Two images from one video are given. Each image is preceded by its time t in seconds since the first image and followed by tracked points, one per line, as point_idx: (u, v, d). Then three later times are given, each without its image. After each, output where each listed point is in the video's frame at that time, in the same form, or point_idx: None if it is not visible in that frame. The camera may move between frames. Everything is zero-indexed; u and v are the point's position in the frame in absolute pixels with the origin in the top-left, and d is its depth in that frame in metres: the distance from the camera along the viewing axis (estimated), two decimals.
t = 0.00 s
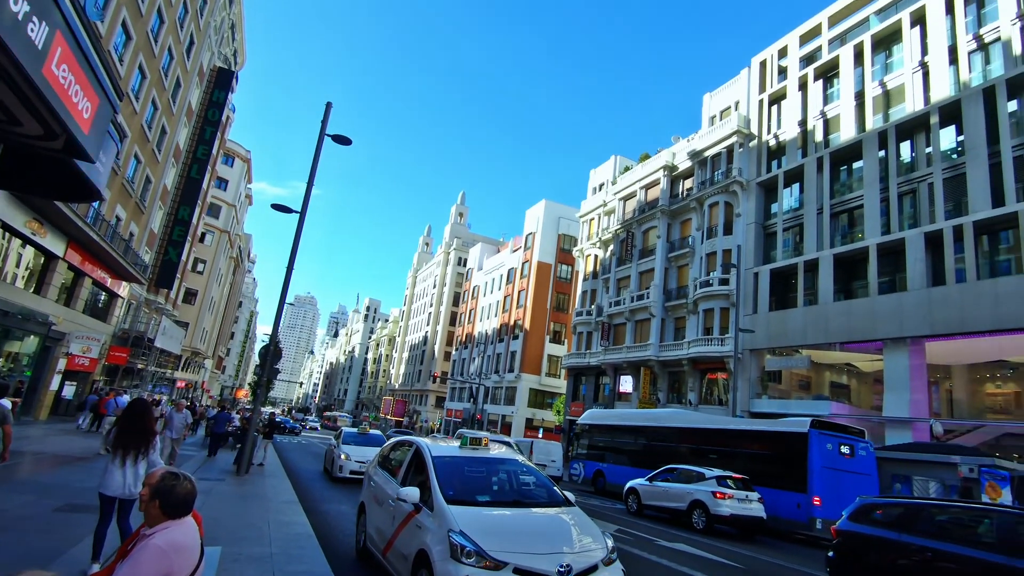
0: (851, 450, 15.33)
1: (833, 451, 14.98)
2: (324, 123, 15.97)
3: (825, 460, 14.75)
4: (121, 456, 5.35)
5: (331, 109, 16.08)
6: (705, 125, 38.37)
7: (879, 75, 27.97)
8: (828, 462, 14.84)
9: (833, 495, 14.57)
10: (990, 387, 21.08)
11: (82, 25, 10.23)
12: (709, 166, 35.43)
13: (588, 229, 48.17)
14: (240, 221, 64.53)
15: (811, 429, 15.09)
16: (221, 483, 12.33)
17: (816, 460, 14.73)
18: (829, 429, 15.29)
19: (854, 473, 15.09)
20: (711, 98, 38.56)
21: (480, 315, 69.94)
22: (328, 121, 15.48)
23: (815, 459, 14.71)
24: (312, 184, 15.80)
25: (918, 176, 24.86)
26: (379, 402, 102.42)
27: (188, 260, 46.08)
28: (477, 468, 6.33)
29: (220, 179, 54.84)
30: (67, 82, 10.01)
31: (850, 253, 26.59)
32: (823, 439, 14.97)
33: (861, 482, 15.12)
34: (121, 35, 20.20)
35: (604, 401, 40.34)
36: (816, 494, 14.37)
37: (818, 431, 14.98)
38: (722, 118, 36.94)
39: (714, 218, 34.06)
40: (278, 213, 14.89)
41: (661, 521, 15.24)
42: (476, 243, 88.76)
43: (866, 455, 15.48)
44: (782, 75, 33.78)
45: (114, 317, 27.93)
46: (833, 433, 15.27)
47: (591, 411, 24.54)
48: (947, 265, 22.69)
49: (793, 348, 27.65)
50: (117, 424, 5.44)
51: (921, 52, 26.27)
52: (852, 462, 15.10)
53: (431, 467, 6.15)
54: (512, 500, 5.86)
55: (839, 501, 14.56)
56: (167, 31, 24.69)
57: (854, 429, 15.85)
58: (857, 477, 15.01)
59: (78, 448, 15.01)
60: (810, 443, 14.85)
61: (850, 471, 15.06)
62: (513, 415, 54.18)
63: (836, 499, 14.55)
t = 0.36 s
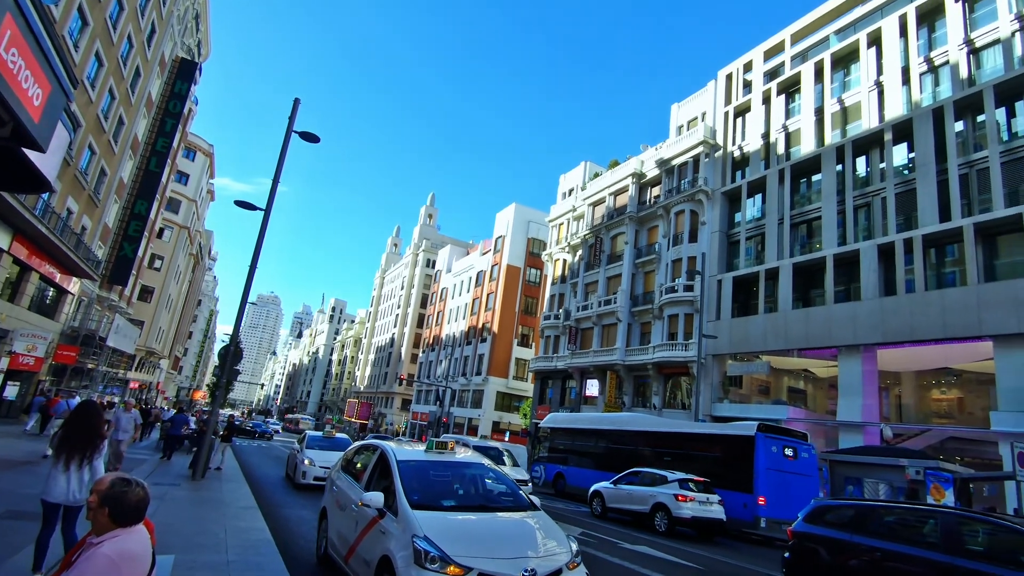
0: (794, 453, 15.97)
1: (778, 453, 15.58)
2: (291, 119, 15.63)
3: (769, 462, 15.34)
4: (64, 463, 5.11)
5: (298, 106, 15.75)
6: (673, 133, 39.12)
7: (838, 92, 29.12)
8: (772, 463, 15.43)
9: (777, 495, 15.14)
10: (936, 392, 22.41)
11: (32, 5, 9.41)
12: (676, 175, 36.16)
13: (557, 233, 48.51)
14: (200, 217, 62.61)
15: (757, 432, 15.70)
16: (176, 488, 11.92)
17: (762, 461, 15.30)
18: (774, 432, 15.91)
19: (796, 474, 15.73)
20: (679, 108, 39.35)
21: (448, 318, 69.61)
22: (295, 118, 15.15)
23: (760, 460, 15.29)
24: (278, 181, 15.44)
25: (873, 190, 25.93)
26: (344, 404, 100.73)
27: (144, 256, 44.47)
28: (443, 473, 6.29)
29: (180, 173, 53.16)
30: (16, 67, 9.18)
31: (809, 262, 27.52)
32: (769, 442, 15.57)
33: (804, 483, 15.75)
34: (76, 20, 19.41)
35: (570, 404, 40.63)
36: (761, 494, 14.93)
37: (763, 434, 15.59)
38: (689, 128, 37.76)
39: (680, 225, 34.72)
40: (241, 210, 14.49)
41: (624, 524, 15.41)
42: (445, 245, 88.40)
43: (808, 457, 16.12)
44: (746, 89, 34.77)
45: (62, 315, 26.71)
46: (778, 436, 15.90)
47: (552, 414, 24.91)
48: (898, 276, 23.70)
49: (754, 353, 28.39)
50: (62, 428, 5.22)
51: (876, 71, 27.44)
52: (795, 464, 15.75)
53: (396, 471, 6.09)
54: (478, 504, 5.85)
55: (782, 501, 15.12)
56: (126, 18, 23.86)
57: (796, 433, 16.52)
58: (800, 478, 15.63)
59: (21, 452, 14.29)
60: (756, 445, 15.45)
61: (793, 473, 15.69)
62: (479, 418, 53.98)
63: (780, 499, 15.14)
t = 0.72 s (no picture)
0: (744, 462, 16.46)
1: (728, 463, 16.01)
2: (260, 120, 15.35)
3: (720, 471, 15.74)
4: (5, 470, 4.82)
5: (268, 108, 15.50)
6: (644, 148, 39.82)
7: (800, 114, 30.20)
8: (724, 473, 15.83)
9: (727, 503, 15.49)
10: (889, 405, 23.33)
11: None
12: (646, 188, 36.83)
13: (529, 243, 48.73)
14: (162, 217, 60.73)
15: (709, 442, 16.12)
16: (127, 498, 11.45)
17: (713, 470, 15.69)
18: (726, 442, 16.35)
19: (744, 482, 16.15)
20: (649, 123, 40.12)
21: (417, 325, 69.02)
22: (264, 119, 14.89)
23: (711, 470, 15.66)
24: (245, 182, 15.11)
25: (832, 209, 26.87)
26: (308, 412, 98.60)
27: (100, 256, 42.85)
28: (408, 483, 6.22)
29: (141, 171, 51.52)
30: None
31: (771, 277, 28.30)
32: (720, 451, 16.01)
33: (751, 492, 16.15)
34: (34, 9, 18.72)
35: (538, 413, 40.70)
36: (712, 502, 15.25)
37: (714, 444, 16.03)
38: (659, 143, 38.55)
39: (649, 238, 35.30)
40: (206, 212, 14.12)
41: (590, 534, 15.44)
42: (416, 252, 87.85)
43: (757, 467, 16.62)
44: (714, 107, 35.72)
45: (8, 316, 25.47)
46: (729, 446, 16.34)
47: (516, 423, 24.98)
48: (855, 292, 24.55)
49: (718, 365, 28.96)
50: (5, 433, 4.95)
51: (836, 95, 28.55)
52: (745, 473, 16.21)
53: (359, 481, 6.00)
54: (443, 515, 5.79)
55: (732, 509, 15.46)
56: (89, 11, 23.16)
57: (746, 442, 17.01)
58: (750, 487, 16.07)
59: None
60: (708, 454, 15.86)
61: (742, 481, 16.11)
62: (447, 427, 53.48)
63: (730, 508, 15.48)
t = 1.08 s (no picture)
0: (699, 466, 16.85)
1: (684, 467, 16.40)
2: (223, 125, 15.01)
3: (676, 475, 16.11)
4: None
5: (232, 112, 15.18)
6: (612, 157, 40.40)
7: (761, 127, 31.14)
8: (679, 477, 16.19)
9: (682, 506, 15.85)
10: (847, 409, 23.30)
11: None
12: (614, 197, 37.37)
13: (499, 251, 48.75)
14: (118, 223, 58.51)
15: (665, 447, 16.52)
16: (78, 516, 10.93)
17: (669, 475, 16.05)
18: (681, 447, 16.76)
19: (699, 486, 16.51)
20: (618, 133, 40.74)
21: (386, 334, 68.18)
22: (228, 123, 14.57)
23: (667, 474, 16.01)
24: (207, 188, 14.73)
25: (792, 219, 27.70)
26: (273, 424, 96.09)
27: (51, 262, 40.97)
28: (375, 494, 6.13)
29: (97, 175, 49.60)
30: None
31: (735, 285, 29.02)
32: (676, 456, 16.40)
33: (707, 495, 16.48)
34: None
35: (508, 422, 40.57)
36: (667, 505, 15.63)
37: (671, 449, 16.41)
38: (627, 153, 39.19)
39: (617, 246, 35.75)
40: (166, 217, 13.71)
41: (559, 542, 15.41)
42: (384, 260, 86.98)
43: (712, 471, 17.00)
44: (680, 119, 36.56)
45: None
46: (685, 451, 16.77)
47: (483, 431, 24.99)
48: (814, 300, 25.35)
49: (685, 371, 29.43)
50: None
51: (795, 109, 29.58)
52: (700, 476, 16.57)
53: (325, 493, 5.88)
54: (411, 526, 5.72)
55: (688, 512, 15.82)
56: (42, 9, 22.33)
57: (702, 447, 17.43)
58: (705, 491, 16.42)
59: None
60: (664, 459, 16.22)
61: (697, 485, 16.47)
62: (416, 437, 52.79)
63: (686, 511, 15.82)
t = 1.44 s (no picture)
0: (659, 468, 17.10)
1: (643, 469, 16.63)
2: (187, 127, 14.62)
3: (636, 478, 16.33)
4: None
5: (197, 114, 14.79)
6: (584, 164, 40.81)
7: (727, 136, 31.93)
8: (639, 479, 16.42)
9: (642, 508, 16.06)
10: (811, 410, 23.80)
11: None
12: (586, 204, 37.75)
13: (471, 257, 48.65)
14: (75, 227, 56.32)
15: (626, 450, 16.69)
16: (29, 534, 10.43)
17: (630, 477, 16.26)
18: (642, 450, 17.00)
19: (659, 488, 16.74)
20: (588, 141, 41.20)
21: (357, 341, 67.23)
22: (192, 125, 14.20)
23: (628, 477, 16.23)
24: (170, 191, 14.30)
25: (758, 226, 28.39)
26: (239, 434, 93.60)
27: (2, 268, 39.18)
28: (344, 503, 6.03)
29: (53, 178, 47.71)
30: None
31: (703, 290, 29.57)
32: (636, 459, 16.61)
33: (668, 497, 16.73)
34: None
35: (481, 428, 40.38)
36: (628, 507, 15.79)
37: (632, 452, 16.60)
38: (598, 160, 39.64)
39: (589, 252, 36.08)
40: (127, 221, 13.26)
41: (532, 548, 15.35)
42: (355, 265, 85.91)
43: (673, 472, 17.26)
44: (649, 127, 37.21)
45: None
46: (646, 454, 17.02)
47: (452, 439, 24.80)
48: (779, 305, 25.99)
49: (656, 375, 29.79)
50: None
51: (759, 119, 30.39)
52: (660, 479, 16.82)
53: (292, 503, 5.76)
54: (380, 535, 5.63)
55: (647, 513, 16.01)
56: None
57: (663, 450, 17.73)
58: (665, 493, 16.65)
59: None
60: (625, 463, 16.42)
61: (657, 487, 16.70)
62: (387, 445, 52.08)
63: (645, 513, 16.00)
